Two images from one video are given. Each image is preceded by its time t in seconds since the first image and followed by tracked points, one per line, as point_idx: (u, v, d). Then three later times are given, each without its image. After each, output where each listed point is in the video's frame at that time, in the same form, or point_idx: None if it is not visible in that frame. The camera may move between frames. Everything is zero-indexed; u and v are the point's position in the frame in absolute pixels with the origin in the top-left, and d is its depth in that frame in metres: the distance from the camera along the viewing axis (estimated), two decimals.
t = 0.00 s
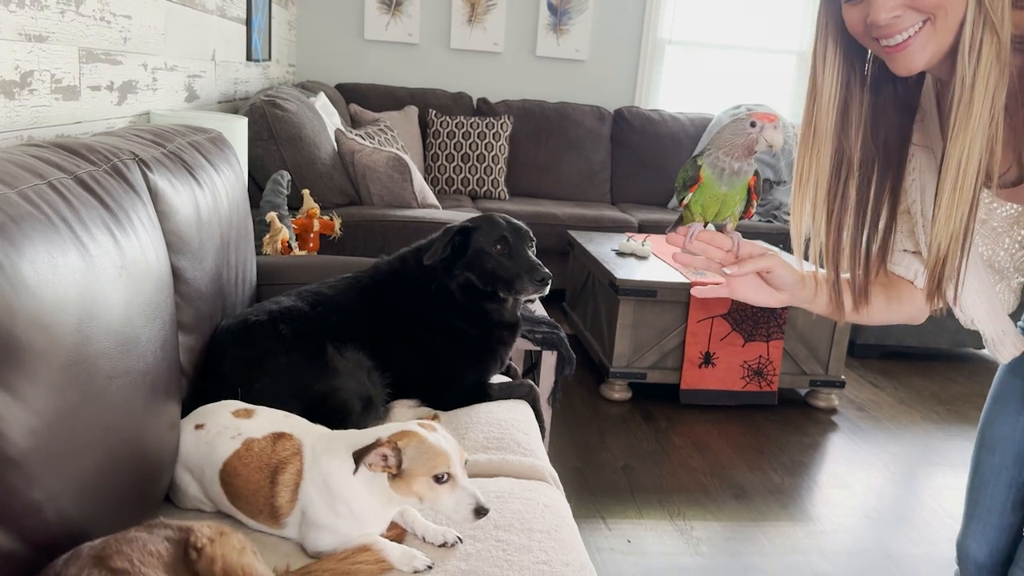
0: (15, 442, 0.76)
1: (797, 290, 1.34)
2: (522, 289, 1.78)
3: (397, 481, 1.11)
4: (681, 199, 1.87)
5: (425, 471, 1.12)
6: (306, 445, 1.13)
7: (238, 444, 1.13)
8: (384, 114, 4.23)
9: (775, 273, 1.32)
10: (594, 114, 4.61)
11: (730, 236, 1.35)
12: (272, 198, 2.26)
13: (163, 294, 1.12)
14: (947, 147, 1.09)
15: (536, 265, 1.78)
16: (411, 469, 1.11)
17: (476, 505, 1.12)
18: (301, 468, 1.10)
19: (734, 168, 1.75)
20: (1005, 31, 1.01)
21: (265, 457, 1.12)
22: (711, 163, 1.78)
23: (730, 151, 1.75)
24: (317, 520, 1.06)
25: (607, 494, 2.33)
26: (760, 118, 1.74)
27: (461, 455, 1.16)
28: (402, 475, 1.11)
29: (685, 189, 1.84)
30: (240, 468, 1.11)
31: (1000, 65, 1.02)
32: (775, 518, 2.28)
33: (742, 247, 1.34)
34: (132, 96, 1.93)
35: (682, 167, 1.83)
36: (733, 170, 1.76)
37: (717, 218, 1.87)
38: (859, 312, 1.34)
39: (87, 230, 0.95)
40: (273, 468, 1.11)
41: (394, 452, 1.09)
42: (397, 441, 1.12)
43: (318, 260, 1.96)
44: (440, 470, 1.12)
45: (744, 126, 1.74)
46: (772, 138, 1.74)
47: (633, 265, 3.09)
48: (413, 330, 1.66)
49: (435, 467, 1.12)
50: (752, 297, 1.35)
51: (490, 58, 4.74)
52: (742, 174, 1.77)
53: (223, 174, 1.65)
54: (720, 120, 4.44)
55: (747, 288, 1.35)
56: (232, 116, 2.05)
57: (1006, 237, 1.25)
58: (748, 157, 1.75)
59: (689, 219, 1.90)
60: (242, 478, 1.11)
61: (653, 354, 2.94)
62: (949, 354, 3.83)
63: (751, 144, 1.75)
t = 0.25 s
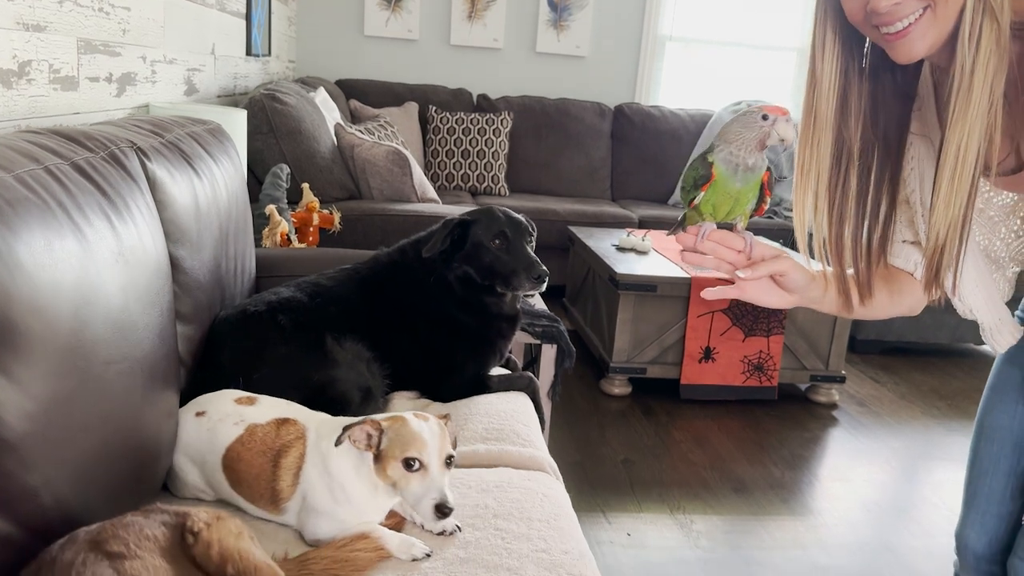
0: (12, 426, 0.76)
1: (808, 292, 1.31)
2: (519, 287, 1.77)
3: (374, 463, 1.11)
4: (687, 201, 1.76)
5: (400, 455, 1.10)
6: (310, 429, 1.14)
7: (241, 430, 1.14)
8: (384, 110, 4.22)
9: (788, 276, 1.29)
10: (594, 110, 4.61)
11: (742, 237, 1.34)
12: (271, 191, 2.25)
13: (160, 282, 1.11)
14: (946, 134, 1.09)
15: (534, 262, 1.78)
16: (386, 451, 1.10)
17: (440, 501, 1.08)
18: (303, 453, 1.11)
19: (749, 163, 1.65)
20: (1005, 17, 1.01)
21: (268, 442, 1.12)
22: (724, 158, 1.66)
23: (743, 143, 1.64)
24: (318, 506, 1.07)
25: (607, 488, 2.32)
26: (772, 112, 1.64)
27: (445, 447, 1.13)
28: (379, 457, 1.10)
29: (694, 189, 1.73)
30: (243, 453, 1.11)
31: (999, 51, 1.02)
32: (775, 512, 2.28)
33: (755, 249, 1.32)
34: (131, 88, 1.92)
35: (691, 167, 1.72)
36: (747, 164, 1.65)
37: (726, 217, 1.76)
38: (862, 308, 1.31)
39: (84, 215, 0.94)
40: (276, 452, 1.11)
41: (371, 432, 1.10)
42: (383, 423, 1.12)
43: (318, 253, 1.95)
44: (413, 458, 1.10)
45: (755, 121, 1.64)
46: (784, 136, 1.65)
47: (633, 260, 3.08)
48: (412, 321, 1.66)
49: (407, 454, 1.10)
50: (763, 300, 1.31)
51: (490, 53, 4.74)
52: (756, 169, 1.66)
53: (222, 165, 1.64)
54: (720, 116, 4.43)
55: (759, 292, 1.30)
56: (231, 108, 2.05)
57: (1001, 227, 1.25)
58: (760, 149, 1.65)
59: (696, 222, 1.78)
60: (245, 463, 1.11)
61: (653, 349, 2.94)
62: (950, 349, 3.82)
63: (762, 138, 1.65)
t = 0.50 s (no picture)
0: (8, 408, 0.75)
1: (834, 294, 1.27)
2: (517, 289, 1.77)
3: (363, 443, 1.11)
4: (713, 197, 1.35)
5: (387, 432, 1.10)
6: (310, 415, 1.14)
7: (242, 418, 1.13)
8: (384, 106, 4.22)
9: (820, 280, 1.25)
10: (595, 106, 4.60)
11: (774, 237, 1.24)
12: (271, 183, 2.25)
13: (159, 270, 1.11)
14: (946, 121, 1.08)
15: (535, 266, 1.77)
16: (374, 430, 1.11)
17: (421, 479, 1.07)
18: (304, 438, 1.11)
19: (783, 160, 1.27)
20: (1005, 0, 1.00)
21: (271, 428, 1.12)
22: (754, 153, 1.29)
23: (780, 140, 1.26)
24: (317, 492, 1.07)
25: (607, 481, 2.32)
26: (816, 104, 1.23)
27: (433, 430, 1.13)
28: (368, 436, 1.11)
29: (720, 185, 1.32)
30: (245, 440, 1.11)
31: (999, 36, 1.02)
32: (776, 506, 2.27)
33: (785, 251, 1.24)
34: (131, 80, 1.92)
35: (717, 157, 1.32)
36: (781, 161, 1.27)
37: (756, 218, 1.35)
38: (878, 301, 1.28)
39: (83, 200, 0.94)
40: (278, 438, 1.11)
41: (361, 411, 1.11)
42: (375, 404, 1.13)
43: (317, 245, 1.95)
44: (398, 435, 1.10)
45: (796, 114, 1.24)
46: (831, 134, 1.24)
47: (633, 254, 3.08)
48: (413, 313, 1.65)
49: (393, 431, 1.10)
50: (786, 301, 1.28)
51: (491, 50, 4.73)
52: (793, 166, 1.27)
53: (221, 156, 1.64)
54: (720, 113, 4.43)
55: (785, 294, 1.27)
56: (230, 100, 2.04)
57: (1001, 215, 1.25)
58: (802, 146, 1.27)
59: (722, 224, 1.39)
60: (246, 450, 1.11)
61: (654, 344, 2.94)
62: (950, 345, 3.81)
63: (803, 135, 1.25)
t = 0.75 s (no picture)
0: (3, 394, 0.75)
1: (857, 299, 1.27)
2: (517, 287, 1.77)
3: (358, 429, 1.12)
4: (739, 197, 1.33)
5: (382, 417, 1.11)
6: (309, 404, 1.15)
7: (241, 409, 1.13)
8: (384, 102, 4.21)
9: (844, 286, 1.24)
10: (595, 104, 4.60)
11: (797, 242, 1.25)
12: (270, 178, 2.25)
13: (157, 259, 1.11)
14: (946, 109, 1.06)
15: (535, 265, 1.77)
16: (369, 414, 1.11)
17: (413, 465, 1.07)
18: (303, 428, 1.11)
19: (815, 160, 1.23)
20: None
21: (270, 418, 1.12)
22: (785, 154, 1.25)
23: (811, 140, 1.22)
24: (316, 482, 1.07)
25: (607, 476, 2.32)
26: (851, 104, 1.16)
27: (429, 415, 1.13)
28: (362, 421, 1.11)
29: (748, 185, 1.30)
30: (244, 431, 1.11)
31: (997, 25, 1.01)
32: (775, 501, 2.27)
33: (810, 256, 1.24)
34: (130, 74, 1.92)
35: (745, 158, 1.31)
36: (812, 162, 1.23)
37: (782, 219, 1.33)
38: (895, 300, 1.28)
39: (81, 188, 0.94)
40: (277, 428, 1.11)
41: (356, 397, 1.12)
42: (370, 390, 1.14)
43: (316, 239, 1.95)
44: (391, 419, 1.10)
45: (828, 114, 1.17)
46: (864, 134, 1.18)
47: (633, 251, 3.07)
48: (412, 306, 1.65)
49: (387, 415, 1.10)
50: (809, 308, 1.26)
51: (491, 47, 4.73)
52: (824, 168, 1.24)
53: (220, 149, 1.64)
54: (721, 110, 4.42)
55: (809, 302, 1.26)
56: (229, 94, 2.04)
57: (1003, 206, 1.25)
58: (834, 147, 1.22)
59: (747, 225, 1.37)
60: (245, 440, 1.10)
61: (654, 340, 2.93)
62: (951, 342, 3.81)
63: (835, 136, 1.19)
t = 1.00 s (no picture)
0: None
1: (871, 320, 1.23)
2: (515, 283, 1.76)
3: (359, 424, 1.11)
4: (752, 219, 1.32)
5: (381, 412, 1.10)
6: (309, 396, 1.15)
7: (240, 400, 1.13)
8: (384, 100, 4.21)
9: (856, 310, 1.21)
10: (595, 101, 4.59)
11: (807, 266, 1.24)
12: (269, 173, 2.25)
13: (154, 251, 1.10)
14: (944, 104, 1.05)
15: (534, 262, 1.76)
16: (368, 410, 1.10)
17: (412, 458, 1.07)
18: (302, 420, 1.11)
19: (835, 186, 1.21)
20: None
21: (268, 409, 1.12)
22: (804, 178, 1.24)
23: (833, 165, 1.19)
24: (313, 474, 1.07)
25: (607, 473, 2.31)
26: (871, 127, 1.13)
27: (429, 410, 1.12)
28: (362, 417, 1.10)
29: (763, 209, 1.29)
30: (243, 421, 1.11)
31: (996, 19, 0.99)
32: (776, 498, 2.27)
33: (822, 280, 1.22)
34: (128, 68, 1.91)
35: (761, 180, 1.28)
36: (831, 187, 1.22)
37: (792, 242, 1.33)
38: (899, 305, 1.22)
39: (77, 178, 0.94)
40: (276, 419, 1.11)
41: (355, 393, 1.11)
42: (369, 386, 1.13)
43: (315, 234, 1.94)
44: (391, 414, 1.09)
45: (848, 137, 1.15)
46: (887, 157, 1.15)
47: (633, 247, 3.07)
48: (411, 300, 1.64)
49: (385, 410, 1.09)
50: (823, 332, 1.23)
51: (491, 45, 4.72)
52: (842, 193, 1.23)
53: (218, 143, 1.63)
54: (721, 108, 4.42)
55: (822, 326, 1.23)
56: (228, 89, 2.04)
57: (1005, 200, 1.23)
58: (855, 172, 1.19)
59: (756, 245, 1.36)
60: (245, 431, 1.10)
61: (654, 336, 2.93)
62: (951, 340, 3.81)
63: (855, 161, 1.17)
